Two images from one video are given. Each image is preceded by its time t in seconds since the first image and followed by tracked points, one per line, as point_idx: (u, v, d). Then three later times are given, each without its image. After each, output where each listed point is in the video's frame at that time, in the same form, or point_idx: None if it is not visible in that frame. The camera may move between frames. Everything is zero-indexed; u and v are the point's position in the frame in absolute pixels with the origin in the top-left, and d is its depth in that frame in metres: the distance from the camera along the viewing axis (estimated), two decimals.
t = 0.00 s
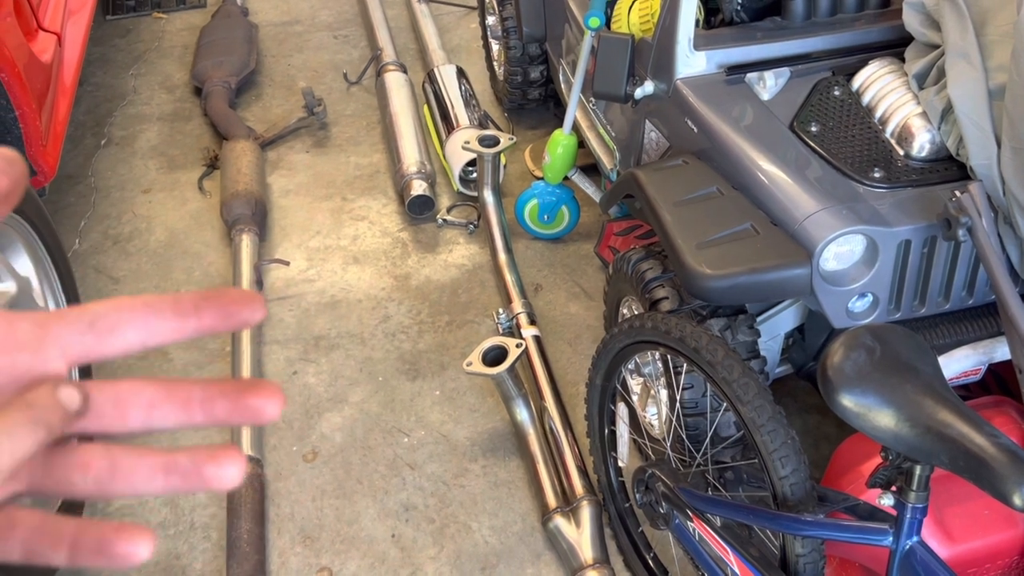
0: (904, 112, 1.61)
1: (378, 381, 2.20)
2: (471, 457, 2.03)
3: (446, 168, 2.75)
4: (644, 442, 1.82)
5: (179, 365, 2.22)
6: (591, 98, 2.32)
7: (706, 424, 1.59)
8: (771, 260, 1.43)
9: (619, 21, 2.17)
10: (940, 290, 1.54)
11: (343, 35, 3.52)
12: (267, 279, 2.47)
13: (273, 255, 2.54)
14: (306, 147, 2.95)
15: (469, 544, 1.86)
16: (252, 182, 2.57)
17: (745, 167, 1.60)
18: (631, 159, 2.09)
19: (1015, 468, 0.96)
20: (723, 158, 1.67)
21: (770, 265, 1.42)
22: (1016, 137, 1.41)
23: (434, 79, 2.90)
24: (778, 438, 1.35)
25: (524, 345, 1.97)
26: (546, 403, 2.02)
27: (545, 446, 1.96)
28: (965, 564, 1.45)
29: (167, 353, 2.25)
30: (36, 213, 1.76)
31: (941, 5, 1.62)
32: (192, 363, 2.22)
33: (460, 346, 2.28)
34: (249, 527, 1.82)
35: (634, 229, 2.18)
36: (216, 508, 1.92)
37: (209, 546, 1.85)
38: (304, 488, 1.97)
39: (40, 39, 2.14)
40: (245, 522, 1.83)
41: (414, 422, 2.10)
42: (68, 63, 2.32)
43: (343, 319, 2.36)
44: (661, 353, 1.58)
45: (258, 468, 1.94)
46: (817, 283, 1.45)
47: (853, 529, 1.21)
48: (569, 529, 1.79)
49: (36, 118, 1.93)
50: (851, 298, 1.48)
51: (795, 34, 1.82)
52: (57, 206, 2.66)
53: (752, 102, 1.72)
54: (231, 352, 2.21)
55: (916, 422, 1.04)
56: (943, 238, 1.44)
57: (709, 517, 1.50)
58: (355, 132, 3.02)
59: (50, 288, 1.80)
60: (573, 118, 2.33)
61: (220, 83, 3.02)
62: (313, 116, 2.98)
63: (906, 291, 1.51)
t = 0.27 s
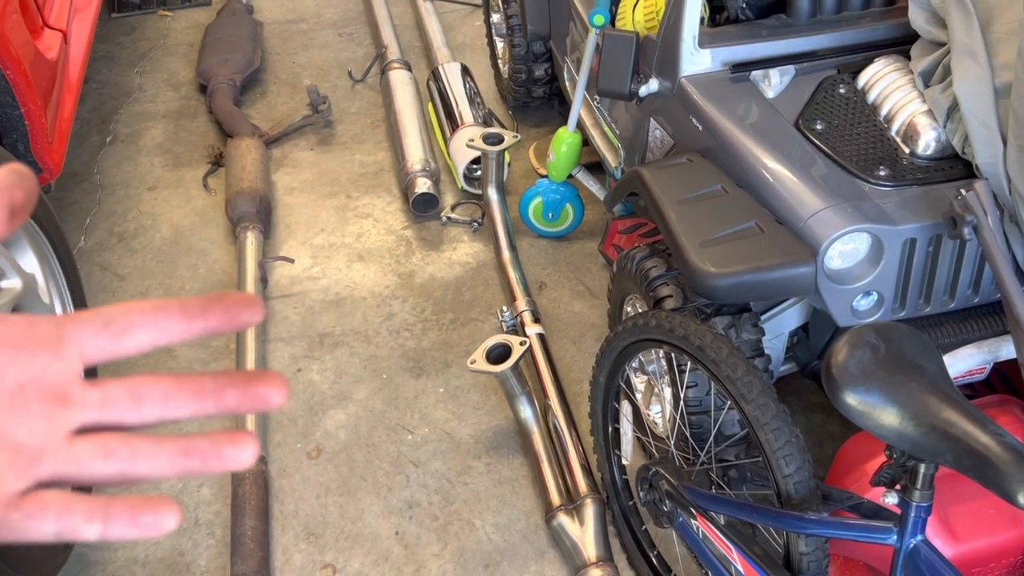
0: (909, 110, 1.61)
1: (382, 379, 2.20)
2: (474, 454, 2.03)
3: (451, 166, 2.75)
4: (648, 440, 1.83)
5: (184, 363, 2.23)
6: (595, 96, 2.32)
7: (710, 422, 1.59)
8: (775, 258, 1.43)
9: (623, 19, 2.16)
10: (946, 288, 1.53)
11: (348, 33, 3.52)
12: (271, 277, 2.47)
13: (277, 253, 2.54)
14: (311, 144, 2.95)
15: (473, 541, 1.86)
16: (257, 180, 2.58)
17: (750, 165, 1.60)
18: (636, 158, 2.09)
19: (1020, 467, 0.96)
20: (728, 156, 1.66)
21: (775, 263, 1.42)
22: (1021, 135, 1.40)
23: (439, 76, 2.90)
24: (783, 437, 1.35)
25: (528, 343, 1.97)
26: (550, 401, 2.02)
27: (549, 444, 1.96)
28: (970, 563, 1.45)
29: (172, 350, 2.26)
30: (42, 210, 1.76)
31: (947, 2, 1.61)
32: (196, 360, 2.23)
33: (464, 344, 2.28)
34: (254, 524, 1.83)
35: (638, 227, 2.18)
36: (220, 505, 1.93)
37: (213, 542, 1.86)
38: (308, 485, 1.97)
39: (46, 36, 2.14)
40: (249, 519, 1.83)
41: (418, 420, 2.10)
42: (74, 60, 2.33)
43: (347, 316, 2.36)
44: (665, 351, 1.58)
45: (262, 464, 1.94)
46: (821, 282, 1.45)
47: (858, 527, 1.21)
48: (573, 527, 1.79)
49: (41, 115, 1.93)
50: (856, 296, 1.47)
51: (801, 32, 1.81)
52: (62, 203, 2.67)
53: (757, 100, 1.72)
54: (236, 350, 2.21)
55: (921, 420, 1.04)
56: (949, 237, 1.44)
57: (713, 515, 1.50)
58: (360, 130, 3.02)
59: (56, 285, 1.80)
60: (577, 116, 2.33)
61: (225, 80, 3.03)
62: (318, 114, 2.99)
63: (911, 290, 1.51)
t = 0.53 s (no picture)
0: (917, 108, 1.60)
1: (388, 377, 2.20)
2: (480, 452, 2.03)
3: (457, 164, 2.75)
4: (653, 438, 1.83)
5: (190, 360, 2.24)
6: (601, 94, 2.32)
7: (716, 421, 1.59)
8: (782, 256, 1.42)
9: (629, 17, 2.16)
10: (953, 287, 1.53)
11: (354, 31, 3.52)
12: (278, 275, 2.48)
13: (284, 251, 2.55)
14: (317, 142, 2.96)
15: (478, 539, 1.87)
16: (263, 178, 2.58)
17: (757, 163, 1.59)
18: (642, 156, 2.08)
19: None
20: (734, 154, 1.66)
21: (781, 262, 1.41)
22: None
23: (445, 74, 2.90)
24: (789, 435, 1.35)
25: (534, 341, 1.97)
26: (556, 399, 2.03)
27: (554, 443, 1.96)
28: (976, 563, 1.45)
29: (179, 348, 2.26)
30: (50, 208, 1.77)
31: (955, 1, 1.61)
32: (203, 357, 2.24)
33: (470, 342, 2.28)
34: (259, 521, 1.83)
35: (644, 226, 2.18)
36: (226, 501, 1.93)
37: (219, 539, 1.86)
38: (314, 482, 1.97)
39: (53, 34, 2.15)
40: (255, 515, 1.84)
41: (423, 418, 2.11)
42: (81, 58, 2.34)
43: (353, 314, 2.36)
44: (670, 350, 1.58)
45: (267, 462, 1.95)
46: (828, 280, 1.44)
47: (864, 526, 1.21)
48: (578, 525, 1.79)
49: (48, 113, 1.94)
50: (862, 295, 1.47)
51: (808, 29, 1.81)
52: (70, 201, 2.68)
53: (764, 98, 1.71)
54: (243, 347, 2.22)
55: (928, 419, 1.03)
56: (956, 235, 1.43)
57: (718, 513, 1.49)
58: (366, 128, 3.03)
59: (63, 283, 1.80)
60: (583, 114, 2.33)
61: (232, 78, 3.03)
62: (324, 112, 2.99)
63: (918, 288, 1.50)
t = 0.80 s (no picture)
0: (924, 107, 1.60)
1: (394, 374, 2.21)
2: (486, 450, 2.04)
3: (463, 162, 2.75)
4: (659, 437, 1.83)
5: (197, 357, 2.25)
6: (608, 92, 2.32)
7: (722, 419, 1.59)
8: (789, 255, 1.42)
9: (637, 15, 2.16)
10: (960, 286, 1.53)
11: (361, 29, 3.53)
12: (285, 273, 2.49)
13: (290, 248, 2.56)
14: (324, 140, 2.96)
15: (484, 536, 1.87)
16: (270, 176, 2.59)
17: (764, 162, 1.59)
18: (649, 154, 2.08)
19: None
20: (741, 152, 1.66)
21: (788, 261, 1.41)
22: None
23: (451, 73, 2.91)
24: (795, 434, 1.35)
25: (540, 339, 1.98)
26: (562, 397, 2.03)
27: (561, 441, 1.96)
28: (983, 563, 1.44)
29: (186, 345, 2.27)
30: (59, 205, 1.78)
31: None
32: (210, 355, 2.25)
33: (476, 340, 2.29)
34: (266, 517, 1.84)
35: (650, 224, 2.18)
36: (233, 498, 1.94)
37: (227, 535, 1.87)
38: (321, 479, 1.98)
39: (63, 32, 2.16)
40: (262, 512, 1.84)
41: (429, 415, 2.11)
42: (90, 56, 2.35)
43: (360, 312, 2.37)
44: (677, 348, 1.58)
45: (275, 458, 1.95)
46: (834, 279, 1.44)
47: (870, 525, 1.21)
48: (584, 523, 1.79)
49: (58, 111, 1.95)
50: (869, 294, 1.47)
51: (815, 28, 1.81)
52: (78, 199, 2.69)
53: (771, 96, 1.71)
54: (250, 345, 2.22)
55: (935, 418, 1.03)
56: (963, 234, 1.43)
57: (724, 512, 1.49)
58: (372, 127, 3.03)
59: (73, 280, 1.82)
60: (590, 112, 2.33)
61: (239, 76, 3.04)
62: (331, 110, 3.00)
63: (925, 287, 1.50)
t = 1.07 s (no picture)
0: (933, 105, 1.59)
1: (400, 372, 2.21)
2: (492, 448, 2.04)
3: (469, 160, 2.75)
4: (666, 434, 1.82)
5: (204, 354, 2.25)
6: (615, 90, 2.31)
7: (729, 418, 1.59)
8: (797, 253, 1.42)
9: (644, 13, 2.16)
10: (969, 285, 1.52)
11: (368, 27, 3.53)
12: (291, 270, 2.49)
13: (297, 246, 2.56)
14: (330, 138, 2.96)
15: (490, 534, 1.87)
16: (277, 173, 2.59)
17: (772, 160, 1.59)
18: (656, 152, 2.08)
19: None
20: (749, 150, 1.66)
21: (796, 259, 1.41)
22: None
23: (458, 70, 2.90)
24: (802, 433, 1.34)
25: (546, 337, 1.97)
26: (568, 395, 2.03)
27: (567, 439, 1.96)
28: (991, 563, 1.44)
29: (193, 342, 2.28)
30: (67, 202, 1.78)
31: None
32: (217, 352, 2.26)
33: (482, 338, 2.29)
34: (272, 514, 1.84)
35: (657, 222, 2.18)
36: (240, 495, 1.95)
37: (233, 532, 1.88)
38: (326, 477, 1.98)
39: (71, 30, 2.16)
40: (268, 509, 1.85)
41: (436, 413, 2.11)
42: (97, 54, 2.35)
43: (366, 310, 2.37)
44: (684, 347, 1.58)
45: (281, 455, 1.96)
46: (842, 277, 1.44)
47: (878, 525, 1.20)
48: (590, 521, 1.79)
49: (66, 108, 1.95)
50: (877, 293, 1.46)
51: (823, 26, 1.80)
52: (85, 195, 2.70)
53: (779, 94, 1.71)
54: (256, 342, 2.23)
55: (943, 418, 1.03)
56: (972, 233, 1.42)
57: (731, 510, 1.49)
58: (379, 124, 3.03)
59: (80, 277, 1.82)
60: (597, 110, 2.32)
61: (246, 74, 3.04)
62: (337, 107, 3.00)
63: (934, 286, 1.50)
